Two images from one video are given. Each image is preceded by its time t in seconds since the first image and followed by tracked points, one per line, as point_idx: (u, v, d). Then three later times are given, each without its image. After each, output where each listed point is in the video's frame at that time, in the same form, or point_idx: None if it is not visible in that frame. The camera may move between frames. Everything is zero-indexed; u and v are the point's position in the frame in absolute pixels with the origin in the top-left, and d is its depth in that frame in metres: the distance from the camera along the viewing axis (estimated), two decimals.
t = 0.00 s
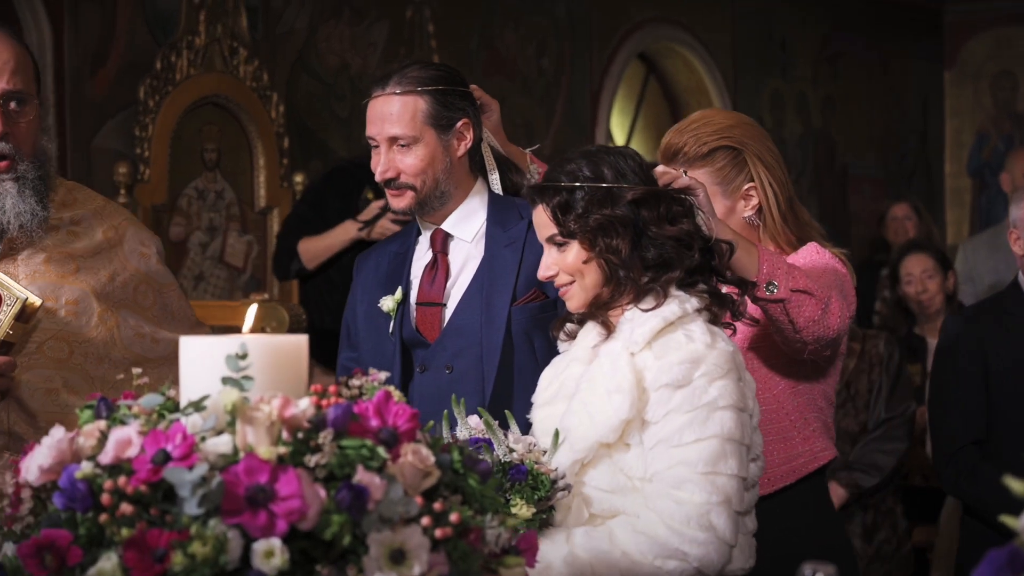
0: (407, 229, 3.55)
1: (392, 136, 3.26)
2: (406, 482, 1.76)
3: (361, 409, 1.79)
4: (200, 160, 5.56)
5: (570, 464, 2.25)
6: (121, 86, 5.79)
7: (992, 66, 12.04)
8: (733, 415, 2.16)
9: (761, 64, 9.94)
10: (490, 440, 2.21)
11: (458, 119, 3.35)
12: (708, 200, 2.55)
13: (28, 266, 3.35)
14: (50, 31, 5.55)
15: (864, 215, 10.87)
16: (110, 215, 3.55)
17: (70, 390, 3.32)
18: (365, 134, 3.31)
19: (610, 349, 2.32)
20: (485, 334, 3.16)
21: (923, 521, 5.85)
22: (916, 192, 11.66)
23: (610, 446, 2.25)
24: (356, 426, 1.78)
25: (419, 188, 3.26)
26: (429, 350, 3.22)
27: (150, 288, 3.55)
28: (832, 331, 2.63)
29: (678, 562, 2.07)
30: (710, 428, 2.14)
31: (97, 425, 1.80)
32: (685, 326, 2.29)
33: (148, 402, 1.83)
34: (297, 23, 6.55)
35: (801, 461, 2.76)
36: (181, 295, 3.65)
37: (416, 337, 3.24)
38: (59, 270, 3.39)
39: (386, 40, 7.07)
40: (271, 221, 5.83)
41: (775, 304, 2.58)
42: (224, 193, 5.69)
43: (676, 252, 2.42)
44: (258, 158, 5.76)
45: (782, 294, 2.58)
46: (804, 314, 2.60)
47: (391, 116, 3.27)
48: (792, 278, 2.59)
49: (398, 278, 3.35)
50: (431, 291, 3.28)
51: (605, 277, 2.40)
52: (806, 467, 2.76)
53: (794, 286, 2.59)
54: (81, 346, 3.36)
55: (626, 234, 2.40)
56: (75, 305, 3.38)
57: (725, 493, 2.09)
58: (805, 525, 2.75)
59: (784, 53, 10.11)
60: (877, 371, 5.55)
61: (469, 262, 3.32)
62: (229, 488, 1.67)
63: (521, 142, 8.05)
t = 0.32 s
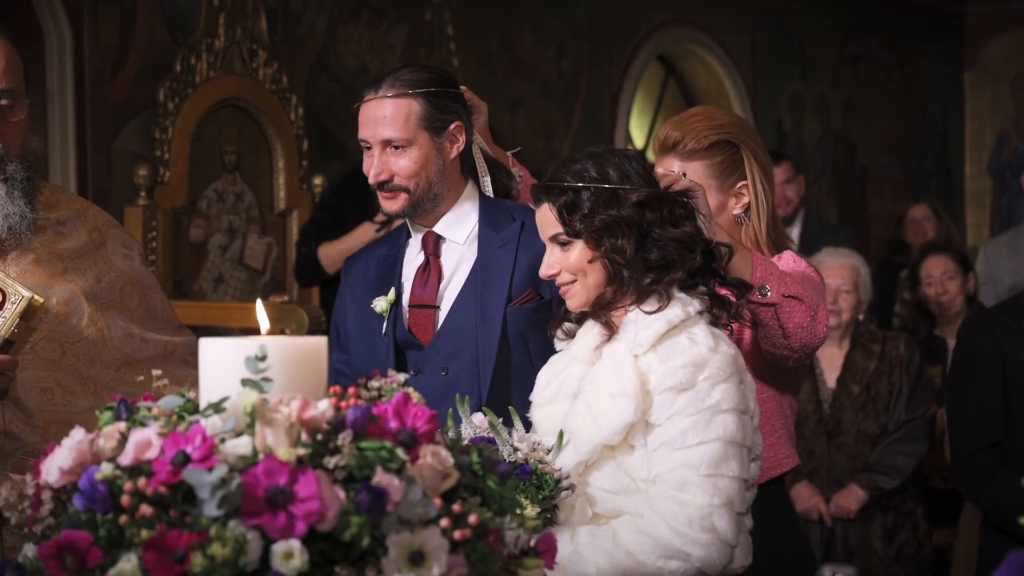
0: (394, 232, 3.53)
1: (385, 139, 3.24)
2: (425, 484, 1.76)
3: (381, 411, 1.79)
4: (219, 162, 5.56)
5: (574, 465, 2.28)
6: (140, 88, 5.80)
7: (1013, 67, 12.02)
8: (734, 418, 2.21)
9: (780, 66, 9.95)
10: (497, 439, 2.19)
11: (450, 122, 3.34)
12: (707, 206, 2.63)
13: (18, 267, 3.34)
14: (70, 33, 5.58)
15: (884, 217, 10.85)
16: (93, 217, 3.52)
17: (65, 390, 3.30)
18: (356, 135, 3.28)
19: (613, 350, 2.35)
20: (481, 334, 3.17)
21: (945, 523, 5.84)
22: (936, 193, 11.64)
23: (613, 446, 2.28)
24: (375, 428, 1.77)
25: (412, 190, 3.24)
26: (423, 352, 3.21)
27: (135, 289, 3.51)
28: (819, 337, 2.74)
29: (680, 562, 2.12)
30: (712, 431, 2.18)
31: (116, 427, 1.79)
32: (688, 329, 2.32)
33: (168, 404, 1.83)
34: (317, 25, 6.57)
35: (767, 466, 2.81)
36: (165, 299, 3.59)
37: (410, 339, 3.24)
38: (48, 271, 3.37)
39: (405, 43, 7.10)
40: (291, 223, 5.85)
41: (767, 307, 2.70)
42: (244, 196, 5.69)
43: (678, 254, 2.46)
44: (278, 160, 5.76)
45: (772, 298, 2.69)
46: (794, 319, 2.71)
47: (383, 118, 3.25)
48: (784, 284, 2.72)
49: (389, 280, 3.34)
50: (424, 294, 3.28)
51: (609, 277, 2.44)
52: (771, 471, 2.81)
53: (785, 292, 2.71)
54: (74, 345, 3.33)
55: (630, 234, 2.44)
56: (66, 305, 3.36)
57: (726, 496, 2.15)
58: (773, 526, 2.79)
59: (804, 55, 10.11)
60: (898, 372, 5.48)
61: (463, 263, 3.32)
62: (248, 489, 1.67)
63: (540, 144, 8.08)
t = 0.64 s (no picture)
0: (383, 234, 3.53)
1: (383, 144, 3.21)
2: (449, 485, 1.76)
3: (404, 413, 1.79)
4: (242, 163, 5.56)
5: (592, 466, 2.36)
6: (164, 90, 5.82)
7: None
8: (751, 418, 2.33)
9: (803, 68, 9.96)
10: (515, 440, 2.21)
11: (449, 127, 3.32)
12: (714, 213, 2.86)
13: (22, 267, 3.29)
14: (94, 35, 5.60)
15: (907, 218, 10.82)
16: (93, 219, 3.47)
17: (72, 391, 3.27)
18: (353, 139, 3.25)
19: (629, 352, 2.45)
20: (480, 338, 3.19)
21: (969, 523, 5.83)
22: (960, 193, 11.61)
23: (629, 448, 2.38)
24: (399, 429, 1.77)
25: (410, 195, 3.22)
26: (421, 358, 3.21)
27: (135, 292, 3.47)
28: (815, 343, 3.02)
29: (700, 561, 2.21)
30: (730, 431, 2.29)
31: (140, 428, 1.80)
32: (703, 332, 2.43)
33: (191, 405, 1.83)
34: (340, 27, 6.60)
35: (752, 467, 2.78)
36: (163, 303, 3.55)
37: (406, 344, 3.23)
38: (51, 271, 3.33)
39: (427, 46, 7.14)
40: (314, 225, 5.86)
41: (769, 313, 2.95)
42: (267, 198, 5.70)
43: (690, 255, 2.57)
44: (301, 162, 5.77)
45: (774, 303, 2.96)
46: (794, 324, 2.97)
47: (381, 123, 3.22)
48: (783, 292, 2.99)
49: (381, 284, 3.34)
50: (420, 298, 3.28)
51: (619, 276, 2.55)
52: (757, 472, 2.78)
53: (786, 298, 2.98)
54: (78, 346, 3.30)
55: (644, 235, 2.54)
56: (70, 306, 3.32)
57: (744, 493, 2.25)
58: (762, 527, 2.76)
59: (827, 58, 10.12)
60: (921, 374, 5.48)
61: (458, 269, 3.33)
62: (272, 490, 1.67)
63: (561, 146, 8.11)
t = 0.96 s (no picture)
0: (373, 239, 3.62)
1: (383, 148, 3.28)
2: (471, 489, 1.76)
3: (427, 415, 1.80)
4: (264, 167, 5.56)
5: (608, 467, 2.50)
6: (186, 93, 5.84)
7: None
8: (763, 416, 2.48)
9: (824, 70, 9.96)
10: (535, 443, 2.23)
11: (447, 133, 3.40)
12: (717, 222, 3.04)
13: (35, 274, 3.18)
14: (117, 37, 5.61)
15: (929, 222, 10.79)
16: (101, 226, 3.38)
17: (88, 402, 3.14)
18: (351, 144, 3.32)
19: (640, 355, 2.59)
20: (477, 342, 3.27)
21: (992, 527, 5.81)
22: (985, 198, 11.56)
23: (644, 450, 2.52)
24: (422, 433, 1.77)
25: (408, 200, 3.29)
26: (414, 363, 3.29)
27: (143, 301, 3.38)
28: (815, 342, 3.18)
29: (721, 560, 2.35)
30: (745, 431, 2.44)
31: (164, 431, 1.80)
32: (714, 334, 2.58)
33: (216, 409, 1.84)
34: (363, 32, 6.62)
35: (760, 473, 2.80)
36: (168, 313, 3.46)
37: (401, 350, 3.31)
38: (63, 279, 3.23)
39: (449, 50, 7.16)
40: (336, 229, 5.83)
41: (773, 316, 3.11)
42: (290, 201, 5.69)
43: (697, 260, 2.72)
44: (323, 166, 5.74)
45: (778, 306, 3.11)
46: (796, 327, 3.14)
47: (381, 128, 3.29)
48: (788, 296, 3.14)
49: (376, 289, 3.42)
50: (414, 304, 3.36)
51: (624, 279, 2.68)
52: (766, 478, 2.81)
53: (789, 302, 3.13)
54: (92, 355, 3.19)
55: (655, 238, 2.68)
56: (83, 315, 3.21)
57: (761, 490, 2.41)
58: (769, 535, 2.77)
59: (850, 60, 10.10)
60: (945, 378, 5.46)
61: (454, 275, 3.41)
62: (296, 494, 1.68)
63: (583, 150, 8.12)
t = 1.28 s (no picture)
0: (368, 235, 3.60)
1: (384, 147, 3.24)
2: (494, 492, 1.76)
3: (450, 419, 1.80)
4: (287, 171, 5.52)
5: (618, 472, 2.55)
6: (210, 96, 5.86)
7: None
8: (773, 420, 2.52)
9: (848, 72, 9.94)
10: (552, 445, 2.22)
11: (448, 131, 3.37)
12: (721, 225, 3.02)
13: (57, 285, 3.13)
14: (141, 41, 5.62)
15: (952, 224, 10.75)
16: (117, 233, 3.33)
17: (109, 415, 3.09)
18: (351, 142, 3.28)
19: (649, 360, 2.63)
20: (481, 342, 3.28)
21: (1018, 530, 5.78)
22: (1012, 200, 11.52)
23: (653, 454, 2.56)
24: (445, 436, 1.78)
25: (410, 199, 3.26)
26: (415, 363, 3.27)
27: (159, 311, 3.33)
28: (819, 340, 3.17)
29: (732, 563, 2.39)
30: (755, 435, 2.49)
31: (189, 434, 1.81)
32: (724, 338, 2.62)
33: (239, 412, 1.84)
34: (386, 36, 6.65)
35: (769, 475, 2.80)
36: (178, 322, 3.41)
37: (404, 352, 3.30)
38: (81, 288, 3.17)
39: (472, 53, 7.18)
40: (358, 231, 5.76)
41: (778, 314, 3.13)
42: (312, 205, 5.63)
43: (704, 266, 2.76)
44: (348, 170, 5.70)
45: (782, 303, 3.14)
46: (801, 325, 3.14)
47: (380, 126, 3.25)
48: (792, 293, 3.16)
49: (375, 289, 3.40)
50: (416, 304, 3.35)
51: (631, 286, 2.71)
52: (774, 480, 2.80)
53: (793, 299, 3.15)
54: (112, 367, 3.14)
55: (664, 245, 2.71)
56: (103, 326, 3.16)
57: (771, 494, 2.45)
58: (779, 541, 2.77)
59: (874, 62, 10.08)
60: (970, 381, 5.41)
61: (455, 274, 3.40)
62: (320, 497, 1.68)
63: (606, 153, 8.12)
